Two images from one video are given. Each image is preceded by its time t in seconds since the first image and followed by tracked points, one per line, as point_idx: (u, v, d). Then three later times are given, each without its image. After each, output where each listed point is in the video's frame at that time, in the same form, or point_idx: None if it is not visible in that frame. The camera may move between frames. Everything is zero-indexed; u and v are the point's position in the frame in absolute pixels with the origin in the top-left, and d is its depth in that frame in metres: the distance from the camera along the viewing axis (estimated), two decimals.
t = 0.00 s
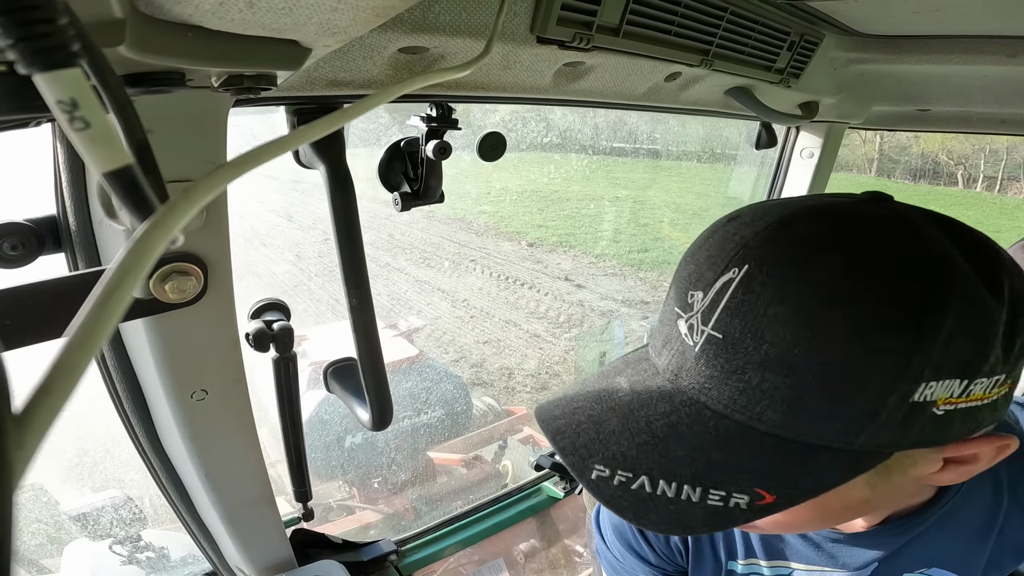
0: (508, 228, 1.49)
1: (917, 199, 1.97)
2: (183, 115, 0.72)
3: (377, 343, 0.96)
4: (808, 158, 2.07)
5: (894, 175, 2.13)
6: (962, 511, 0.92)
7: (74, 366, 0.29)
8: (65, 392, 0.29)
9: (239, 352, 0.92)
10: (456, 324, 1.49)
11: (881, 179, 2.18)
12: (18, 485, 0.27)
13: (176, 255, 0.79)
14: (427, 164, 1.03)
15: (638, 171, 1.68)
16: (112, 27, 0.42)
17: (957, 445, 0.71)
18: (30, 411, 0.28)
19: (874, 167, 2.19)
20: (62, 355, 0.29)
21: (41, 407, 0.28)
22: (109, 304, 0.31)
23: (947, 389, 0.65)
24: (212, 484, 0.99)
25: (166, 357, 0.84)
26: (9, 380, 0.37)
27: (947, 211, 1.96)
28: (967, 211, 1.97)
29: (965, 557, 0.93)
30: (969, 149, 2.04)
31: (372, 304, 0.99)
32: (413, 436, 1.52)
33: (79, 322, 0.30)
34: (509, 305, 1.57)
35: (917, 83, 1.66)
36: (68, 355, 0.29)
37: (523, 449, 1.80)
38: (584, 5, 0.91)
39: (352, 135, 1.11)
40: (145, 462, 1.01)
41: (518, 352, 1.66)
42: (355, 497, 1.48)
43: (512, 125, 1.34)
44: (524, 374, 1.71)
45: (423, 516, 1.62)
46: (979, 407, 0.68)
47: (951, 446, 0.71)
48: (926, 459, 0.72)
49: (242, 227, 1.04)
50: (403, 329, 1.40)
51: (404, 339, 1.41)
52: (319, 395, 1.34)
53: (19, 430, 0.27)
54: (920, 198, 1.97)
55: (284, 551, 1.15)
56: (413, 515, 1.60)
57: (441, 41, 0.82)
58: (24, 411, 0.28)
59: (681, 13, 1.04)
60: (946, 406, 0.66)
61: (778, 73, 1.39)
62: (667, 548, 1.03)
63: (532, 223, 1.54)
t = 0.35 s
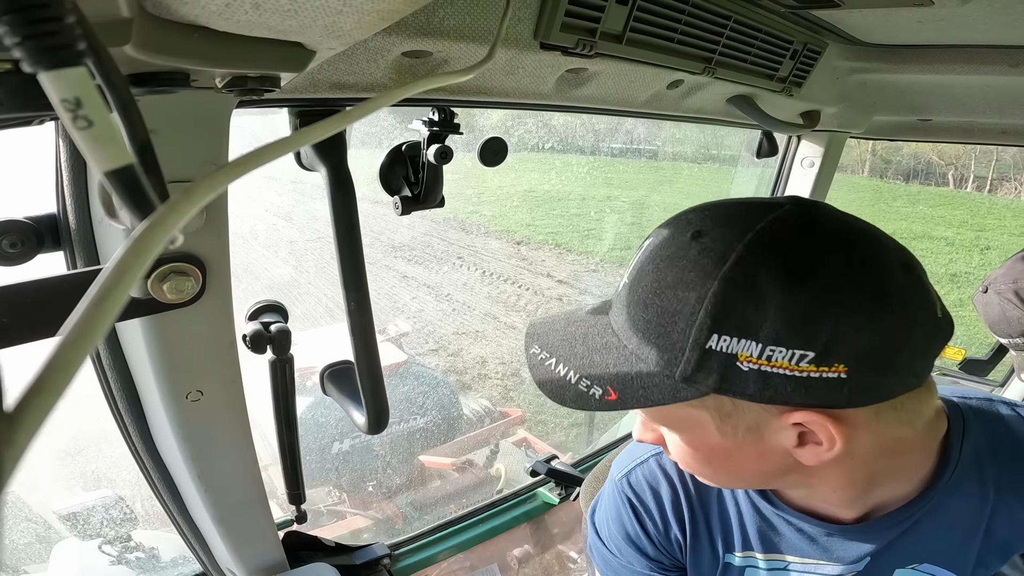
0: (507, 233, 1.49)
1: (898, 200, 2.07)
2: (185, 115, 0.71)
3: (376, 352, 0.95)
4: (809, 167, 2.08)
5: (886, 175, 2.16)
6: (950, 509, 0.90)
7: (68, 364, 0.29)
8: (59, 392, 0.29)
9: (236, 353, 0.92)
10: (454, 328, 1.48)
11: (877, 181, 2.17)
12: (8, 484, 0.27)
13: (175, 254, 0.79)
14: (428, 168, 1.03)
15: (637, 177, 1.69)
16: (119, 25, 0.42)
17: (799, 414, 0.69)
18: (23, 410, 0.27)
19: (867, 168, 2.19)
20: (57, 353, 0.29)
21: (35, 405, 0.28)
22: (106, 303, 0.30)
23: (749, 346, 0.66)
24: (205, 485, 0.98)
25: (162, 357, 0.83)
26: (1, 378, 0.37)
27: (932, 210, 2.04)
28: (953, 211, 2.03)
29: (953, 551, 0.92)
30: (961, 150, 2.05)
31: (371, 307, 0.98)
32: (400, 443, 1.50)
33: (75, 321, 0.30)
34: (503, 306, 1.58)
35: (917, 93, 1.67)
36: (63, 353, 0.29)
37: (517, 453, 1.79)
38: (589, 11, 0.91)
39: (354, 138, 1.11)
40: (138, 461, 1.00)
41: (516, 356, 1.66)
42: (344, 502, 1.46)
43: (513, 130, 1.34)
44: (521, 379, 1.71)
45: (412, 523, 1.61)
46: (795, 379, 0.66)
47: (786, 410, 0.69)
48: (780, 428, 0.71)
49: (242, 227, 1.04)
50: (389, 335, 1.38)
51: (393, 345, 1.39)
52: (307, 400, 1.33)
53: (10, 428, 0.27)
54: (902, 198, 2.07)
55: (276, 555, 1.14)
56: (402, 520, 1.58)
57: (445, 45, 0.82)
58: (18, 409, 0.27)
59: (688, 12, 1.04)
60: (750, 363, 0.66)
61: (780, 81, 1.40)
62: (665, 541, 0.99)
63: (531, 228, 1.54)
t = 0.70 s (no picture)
0: (506, 230, 1.49)
1: (887, 199, 2.10)
2: (182, 113, 0.71)
3: (376, 350, 0.95)
4: (808, 162, 2.08)
5: (880, 176, 2.16)
6: (929, 460, 0.93)
7: (70, 360, 0.29)
8: (60, 389, 0.29)
9: (235, 350, 0.92)
10: (454, 325, 1.48)
11: (869, 180, 2.18)
12: (9, 483, 0.27)
13: (173, 252, 0.79)
14: (427, 164, 1.03)
15: (637, 174, 1.69)
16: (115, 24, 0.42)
17: (740, 357, 0.77)
18: (24, 408, 0.27)
19: (859, 167, 2.18)
20: (58, 350, 0.29)
21: (35, 402, 0.28)
22: (106, 300, 0.31)
23: (678, 310, 0.77)
24: (205, 482, 0.98)
25: (162, 354, 0.84)
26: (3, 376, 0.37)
27: (921, 210, 2.06)
28: (943, 212, 2.04)
29: (939, 507, 0.95)
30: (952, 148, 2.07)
31: (371, 302, 0.98)
32: (399, 440, 1.50)
33: (76, 317, 0.30)
34: (506, 307, 1.58)
35: (916, 89, 1.67)
36: (64, 350, 0.29)
37: (517, 450, 1.80)
38: (587, 7, 0.91)
39: (353, 136, 1.10)
40: (139, 458, 1.01)
41: (515, 353, 1.66)
42: (347, 500, 1.47)
43: (511, 127, 1.34)
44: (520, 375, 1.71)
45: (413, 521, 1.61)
46: (718, 331, 0.76)
47: (726, 356, 0.77)
48: (731, 378, 0.79)
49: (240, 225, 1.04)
50: (390, 333, 1.38)
51: (393, 343, 1.39)
52: (308, 398, 1.34)
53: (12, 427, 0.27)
54: (892, 198, 2.09)
55: (277, 551, 1.15)
56: (403, 518, 1.59)
57: (443, 41, 0.82)
58: (19, 407, 0.27)
59: (685, 10, 1.04)
60: (683, 326, 0.77)
61: (779, 77, 1.40)
62: (673, 517, 0.98)
63: (531, 225, 1.54)
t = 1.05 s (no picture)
0: (506, 230, 1.49)
1: (879, 200, 2.14)
2: (181, 112, 0.71)
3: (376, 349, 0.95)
4: (807, 161, 2.08)
5: (872, 175, 2.17)
6: (910, 512, 0.94)
7: (68, 362, 0.29)
8: (60, 390, 0.29)
9: (235, 349, 0.92)
10: (454, 324, 1.48)
11: (860, 181, 2.17)
12: (10, 482, 0.27)
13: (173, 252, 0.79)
14: (427, 163, 1.03)
15: (637, 173, 1.69)
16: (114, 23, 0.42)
17: (666, 487, 0.76)
18: (24, 407, 0.27)
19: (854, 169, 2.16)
20: (55, 352, 0.29)
21: (34, 401, 0.27)
22: (105, 301, 0.30)
23: (588, 449, 0.75)
24: (205, 482, 0.98)
25: (161, 354, 0.84)
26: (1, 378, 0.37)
27: (911, 209, 2.10)
28: (932, 211, 2.09)
29: (920, 547, 0.97)
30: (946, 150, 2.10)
31: (371, 302, 0.98)
32: (399, 441, 1.50)
33: (75, 318, 0.30)
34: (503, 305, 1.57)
35: (916, 88, 1.66)
36: (62, 351, 0.29)
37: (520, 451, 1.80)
38: (587, 6, 0.91)
39: (352, 135, 1.10)
40: (138, 458, 1.01)
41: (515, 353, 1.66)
42: (348, 499, 1.48)
43: (511, 126, 1.33)
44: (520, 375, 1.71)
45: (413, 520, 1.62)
46: (634, 466, 0.74)
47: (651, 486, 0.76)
48: (670, 499, 0.78)
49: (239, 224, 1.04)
50: (392, 332, 1.38)
51: (394, 342, 1.39)
52: (309, 398, 1.34)
53: (12, 427, 0.27)
54: (880, 199, 2.14)
55: (278, 551, 1.15)
56: (405, 517, 1.60)
57: (443, 40, 0.82)
58: (18, 407, 0.27)
59: (684, 11, 1.04)
60: (596, 462, 0.75)
61: (778, 76, 1.39)
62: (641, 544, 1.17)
63: (531, 224, 1.54)
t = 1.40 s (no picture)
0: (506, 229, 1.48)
1: (872, 199, 2.10)
2: (179, 112, 0.71)
3: (377, 345, 0.96)
4: (807, 155, 2.08)
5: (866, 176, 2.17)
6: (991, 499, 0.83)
7: (71, 363, 0.29)
8: (62, 391, 0.29)
9: (236, 349, 0.92)
10: (456, 322, 1.49)
11: (855, 181, 2.19)
12: (17, 483, 0.27)
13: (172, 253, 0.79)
14: (426, 160, 1.03)
15: (635, 169, 1.68)
16: (109, 25, 0.42)
17: (872, 447, 0.71)
18: (29, 410, 0.28)
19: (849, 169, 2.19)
20: (59, 353, 0.29)
21: (39, 403, 0.28)
22: (106, 302, 0.31)
23: (810, 398, 0.67)
24: (210, 481, 0.99)
25: (164, 354, 0.84)
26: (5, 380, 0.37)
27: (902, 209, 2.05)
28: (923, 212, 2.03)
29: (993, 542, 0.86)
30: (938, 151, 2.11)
31: (371, 300, 0.98)
32: (402, 438, 1.51)
33: (76, 319, 0.30)
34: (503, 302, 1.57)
35: (914, 81, 1.66)
36: (65, 352, 0.29)
37: (524, 449, 1.81)
38: (583, 2, 0.91)
39: (349, 134, 1.10)
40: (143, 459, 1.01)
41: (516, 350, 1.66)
42: (355, 496, 1.48)
43: (508, 124, 1.33)
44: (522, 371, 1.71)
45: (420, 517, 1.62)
46: (867, 420, 0.67)
47: (862, 446, 0.71)
48: (846, 456, 0.74)
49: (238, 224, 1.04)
50: (397, 329, 1.38)
51: (398, 340, 1.40)
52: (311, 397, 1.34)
53: (16, 429, 0.27)
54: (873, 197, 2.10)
55: (282, 550, 1.15)
56: (410, 514, 1.60)
57: (439, 38, 0.82)
58: (23, 409, 0.27)
59: (679, 10, 1.04)
60: (809, 414, 0.68)
61: (775, 70, 1.39)
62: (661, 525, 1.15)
63: (530, 221, 1.53)
